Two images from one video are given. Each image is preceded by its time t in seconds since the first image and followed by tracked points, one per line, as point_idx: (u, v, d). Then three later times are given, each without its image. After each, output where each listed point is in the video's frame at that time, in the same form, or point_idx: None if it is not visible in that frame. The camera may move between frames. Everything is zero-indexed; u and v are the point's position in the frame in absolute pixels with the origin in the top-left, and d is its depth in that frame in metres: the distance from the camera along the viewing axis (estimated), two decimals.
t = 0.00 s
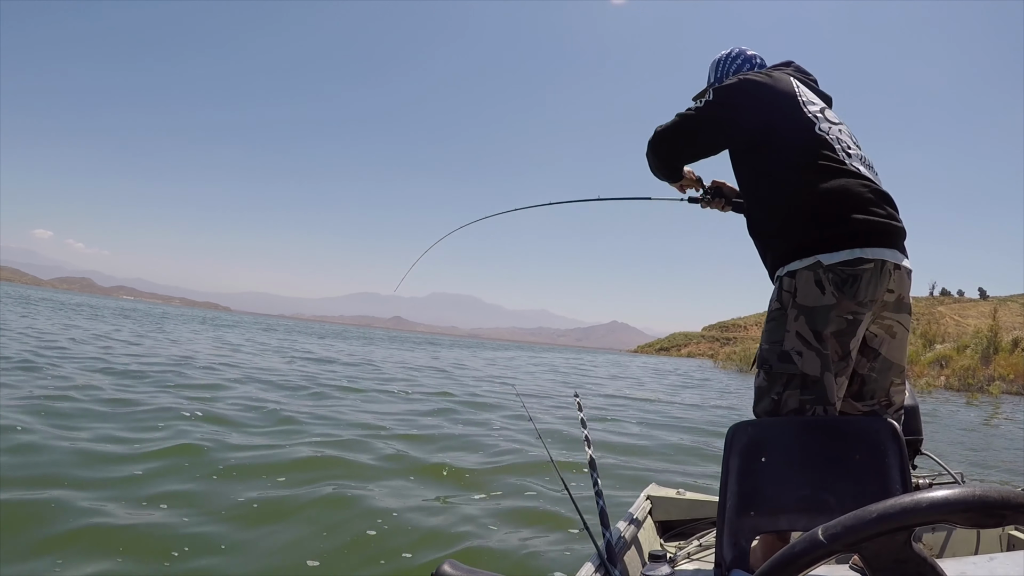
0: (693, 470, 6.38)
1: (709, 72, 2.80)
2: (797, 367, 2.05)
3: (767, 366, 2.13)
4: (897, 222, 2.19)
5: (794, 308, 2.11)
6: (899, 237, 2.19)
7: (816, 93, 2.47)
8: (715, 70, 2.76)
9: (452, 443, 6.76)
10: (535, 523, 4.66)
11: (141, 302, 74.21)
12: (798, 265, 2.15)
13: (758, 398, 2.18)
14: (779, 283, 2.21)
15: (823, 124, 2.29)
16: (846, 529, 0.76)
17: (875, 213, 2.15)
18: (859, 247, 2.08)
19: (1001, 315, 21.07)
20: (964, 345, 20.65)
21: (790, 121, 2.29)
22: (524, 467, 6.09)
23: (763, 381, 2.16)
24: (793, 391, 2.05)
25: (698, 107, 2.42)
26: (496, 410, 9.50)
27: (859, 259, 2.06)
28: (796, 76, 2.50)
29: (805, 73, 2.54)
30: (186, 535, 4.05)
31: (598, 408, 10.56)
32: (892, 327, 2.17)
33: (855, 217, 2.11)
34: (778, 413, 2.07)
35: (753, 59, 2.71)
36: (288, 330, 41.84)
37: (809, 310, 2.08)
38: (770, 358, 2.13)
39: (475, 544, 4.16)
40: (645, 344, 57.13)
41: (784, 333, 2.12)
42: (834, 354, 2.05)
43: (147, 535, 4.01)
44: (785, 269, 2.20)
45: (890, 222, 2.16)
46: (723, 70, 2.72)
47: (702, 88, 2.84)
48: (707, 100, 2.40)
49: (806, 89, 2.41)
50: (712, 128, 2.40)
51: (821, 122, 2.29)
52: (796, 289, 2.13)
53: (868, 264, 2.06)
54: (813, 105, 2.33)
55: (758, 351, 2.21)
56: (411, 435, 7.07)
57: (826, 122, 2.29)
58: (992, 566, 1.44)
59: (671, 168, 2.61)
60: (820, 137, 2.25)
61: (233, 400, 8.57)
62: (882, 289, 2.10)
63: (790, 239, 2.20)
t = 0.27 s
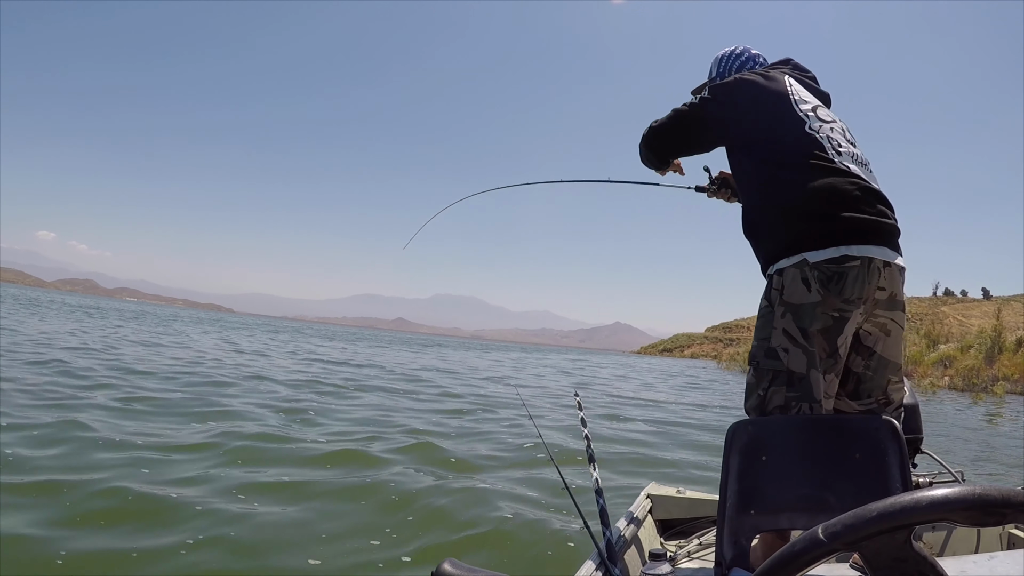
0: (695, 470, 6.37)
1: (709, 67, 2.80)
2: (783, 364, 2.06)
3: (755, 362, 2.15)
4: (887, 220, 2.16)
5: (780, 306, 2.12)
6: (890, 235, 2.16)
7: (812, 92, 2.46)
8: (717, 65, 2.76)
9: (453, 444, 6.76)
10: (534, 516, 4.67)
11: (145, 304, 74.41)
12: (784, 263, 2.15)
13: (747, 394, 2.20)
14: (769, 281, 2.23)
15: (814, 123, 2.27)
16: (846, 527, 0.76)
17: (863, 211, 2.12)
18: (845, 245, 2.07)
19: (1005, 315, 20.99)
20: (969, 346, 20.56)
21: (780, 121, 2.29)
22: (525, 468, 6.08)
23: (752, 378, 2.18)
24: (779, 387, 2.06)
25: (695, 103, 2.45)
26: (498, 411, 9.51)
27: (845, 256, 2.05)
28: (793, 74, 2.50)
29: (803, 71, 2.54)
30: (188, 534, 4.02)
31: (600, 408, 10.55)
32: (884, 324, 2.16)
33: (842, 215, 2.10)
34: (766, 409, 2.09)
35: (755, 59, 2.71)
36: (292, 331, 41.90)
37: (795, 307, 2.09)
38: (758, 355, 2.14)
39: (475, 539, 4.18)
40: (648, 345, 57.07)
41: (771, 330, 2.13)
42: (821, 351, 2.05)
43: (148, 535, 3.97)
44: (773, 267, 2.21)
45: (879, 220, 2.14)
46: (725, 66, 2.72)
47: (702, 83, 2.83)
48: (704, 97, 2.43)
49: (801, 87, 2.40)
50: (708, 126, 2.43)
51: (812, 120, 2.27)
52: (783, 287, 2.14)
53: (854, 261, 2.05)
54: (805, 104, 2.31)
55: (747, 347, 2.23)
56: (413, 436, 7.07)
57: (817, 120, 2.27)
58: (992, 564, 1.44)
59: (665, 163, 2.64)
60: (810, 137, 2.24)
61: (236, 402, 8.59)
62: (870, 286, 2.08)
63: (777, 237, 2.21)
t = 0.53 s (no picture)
0: (696, 471, 6.35)
1: (713, 60, 2.80)
2: (778, 362, 2.06)
3: (750, 361, 2.15)
4: (883, 221, 2.16)
5: (774, 305, 2.14)
6: (886, 236, 2.16)
7: (814, 90, 2.46)
8: (721, 58, 2.75)
9: (455, 445, 6.76)
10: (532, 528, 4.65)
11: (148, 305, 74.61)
12: (779, 262, 2.17)
13: (742, 393, 2.19)
14: (764, 281, 2.24)
15: (812, 124, 2.26)
16: (846, 528, 0.76)
17: (858, 213, 2.13)
18: (839, 246, 2.08)
19: (1009, 316, 20.91)
20: (972, 347, 20.48)
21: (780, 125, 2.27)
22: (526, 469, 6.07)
23: (747, 377, 2.18)
24: (773, 386, 2.06)
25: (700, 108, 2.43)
26: (499, 411, 9.50)
27: (838, 257, 2.07)
28: (795, 71, 2.50)
29: (806, 67, 2.54)
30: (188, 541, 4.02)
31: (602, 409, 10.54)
32: (880, 324, 2.16)
33: (836, 217, 2.11)
34: (759, 408, 2.08)
35: (759, 53, 2.71)
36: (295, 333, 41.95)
37: (790, 307, 2.10)
38: (752, 354, 2.15)
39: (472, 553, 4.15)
40: (651, 346, 57.01)
41: (766, 329, 2.14)
42: (816, 350, 2.05)
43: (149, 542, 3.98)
44: (768, 267, 2.23)
45: (874, 221, 2.14)
46: (729, 59, 2.72)
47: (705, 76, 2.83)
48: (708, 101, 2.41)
49: (802, 85, 2.40)
50: (715, 128, 2.42)
51: (811, 120, 2.26)
52: (777, 286, 2.15)
53: (847, 262, 2.07)
54: (806, 104, 2.30)
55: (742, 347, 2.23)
56: (413, 437, 7.07)
57: (815, 122, 2.26)
58: (991, 565, 1.44)
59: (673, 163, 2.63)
60: (807, 138, 2.23)
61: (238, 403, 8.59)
62: (865, 286, 2.09)
63: (774, 239, 2.21)
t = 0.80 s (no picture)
0: (699, 471, 6.35)
1: (715, 57, 2.80)
2: (759, 360, 2.12)
3: (735, 359, 2.23)
4: (869, 222, 2.14)
5: (757, 305, 2.18)
6: (872, 238, 2.13)
7: (814, 88, 2.45)
8: (724, 53, 2.75)
9: (457, 446, 6.76)
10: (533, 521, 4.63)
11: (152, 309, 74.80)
12: (763, 264, 2.20)
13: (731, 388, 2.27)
14: (751, 282, 2.28)
15: (802, 126, 2.24)
16: (846, 528, 0.76)
17: (841, 215, 2.11)
18: (819, 248, 2.08)
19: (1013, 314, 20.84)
20: (976, 345, 20.42)
21: (778, 131, 2.26)
22: (528, 469, 6.08)
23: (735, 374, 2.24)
24: (754, 383, 2.12)
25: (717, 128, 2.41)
26: (501, 412, 9.49)
27: (818, 259, 2.06)
28: (794, 69, 2.50)
29: (806, 65, 2.54)
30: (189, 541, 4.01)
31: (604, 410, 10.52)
32: (867, 324, 2.15)
33: (818, 219, 2.11)
34: (741, 404, 2.15)
35: (761, 49, 2.70)
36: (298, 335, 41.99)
37: (772, 306, 2.14)
38: (738, 352, 2.21)
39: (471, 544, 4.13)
40: (654, 346, 56.92)
41: (750, 328, 2.20)
42: (799, 350, 2.07)
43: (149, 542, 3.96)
44: (755, 269, 2.27)
45: (857, 223, 2.12)
46: (731, 55, 2.72)
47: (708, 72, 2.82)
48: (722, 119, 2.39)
49: (801, 85, 2.39)
50: (736, 149, 2.35)
51: (803, 121, 2.25)
52: (761, 286, 2.19)
53: (826, 263, 2.06)
54: (803, 105, 2.29)
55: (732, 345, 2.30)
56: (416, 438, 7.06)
57: (806, 124, 2.24)
58: (991, 565, 1.43)
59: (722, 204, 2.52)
60: (797, 141, 2.22)
61: (239, 406, 8.60)
62: (847, 287, 2.08)
63: (762, 243, 2.23)
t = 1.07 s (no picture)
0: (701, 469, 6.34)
1: (719, 54, 2.80)
2: (755, 360, 2.14)
3: (732, 358, 2.24)
4: (866, 223, 2.13)
5: (753, 305, 2.18)
6: (868, 239, 2.13)
7: (815, 89, 2.44)
8: (727, 51, 2.74)
9: (459, 445, 6.77)
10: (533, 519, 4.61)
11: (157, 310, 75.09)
12: (759, 264, 2.20)
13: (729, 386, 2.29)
14: (747, 281, 2.29)
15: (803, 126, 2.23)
16: (844, 528, 0.76)
17: (838, 217, 2.11)
18: (815, 248, 2.08)
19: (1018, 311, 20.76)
20: (981, 341, 20.34)
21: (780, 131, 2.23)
22: (530, 469, 6.08)
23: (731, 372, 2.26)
24: (750, 382, 2.14)
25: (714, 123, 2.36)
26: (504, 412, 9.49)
27: (814, 259, 2.06)
28: (796, 68, 2.49)
29: (809, 64, 2.53)
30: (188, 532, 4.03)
31: (607, 409, 10.51)
32: (863, 324, 2.15)
33: (816, 220, 2.11)
34: (738, 402, 2.17)
35: (765, 47, 2.70)
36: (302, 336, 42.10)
37: (768, 306, 2.14)
38: (734, 351, 2.22)
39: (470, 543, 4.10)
40: (658, 345, 56.82)
41: (746, 328, 2.20)
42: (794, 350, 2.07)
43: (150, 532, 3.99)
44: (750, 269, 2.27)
45: (854, 224, 2.11)
46: (734, 53, 2.71)
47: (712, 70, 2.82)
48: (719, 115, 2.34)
49: (802, 85, 2.38)
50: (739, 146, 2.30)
51: (803, 121, 2.23)
52: (757, 286, 2.20)
53: (823, 264, 2.06)
54: (804, 105, 2.27)
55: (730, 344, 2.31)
56: (418, 438, 7.07)
57: (806, 124, 2.23)
58: (990, 565, 1.42)
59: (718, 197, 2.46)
60: (796, 142, 2.21)
61: (242, 406, 8.62)
62: (844, 288, 2.08)
63: (759, 243, 2.23)
